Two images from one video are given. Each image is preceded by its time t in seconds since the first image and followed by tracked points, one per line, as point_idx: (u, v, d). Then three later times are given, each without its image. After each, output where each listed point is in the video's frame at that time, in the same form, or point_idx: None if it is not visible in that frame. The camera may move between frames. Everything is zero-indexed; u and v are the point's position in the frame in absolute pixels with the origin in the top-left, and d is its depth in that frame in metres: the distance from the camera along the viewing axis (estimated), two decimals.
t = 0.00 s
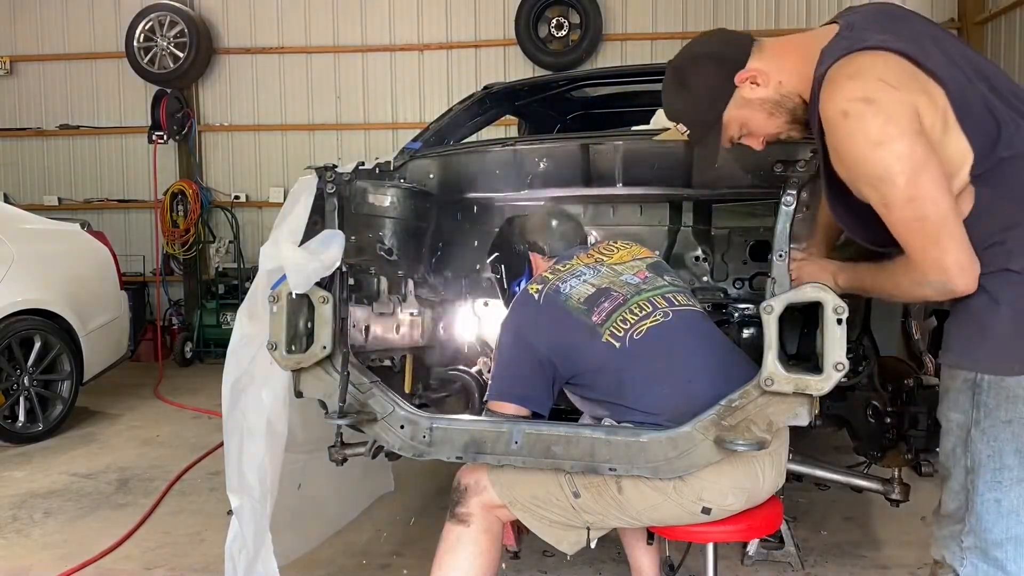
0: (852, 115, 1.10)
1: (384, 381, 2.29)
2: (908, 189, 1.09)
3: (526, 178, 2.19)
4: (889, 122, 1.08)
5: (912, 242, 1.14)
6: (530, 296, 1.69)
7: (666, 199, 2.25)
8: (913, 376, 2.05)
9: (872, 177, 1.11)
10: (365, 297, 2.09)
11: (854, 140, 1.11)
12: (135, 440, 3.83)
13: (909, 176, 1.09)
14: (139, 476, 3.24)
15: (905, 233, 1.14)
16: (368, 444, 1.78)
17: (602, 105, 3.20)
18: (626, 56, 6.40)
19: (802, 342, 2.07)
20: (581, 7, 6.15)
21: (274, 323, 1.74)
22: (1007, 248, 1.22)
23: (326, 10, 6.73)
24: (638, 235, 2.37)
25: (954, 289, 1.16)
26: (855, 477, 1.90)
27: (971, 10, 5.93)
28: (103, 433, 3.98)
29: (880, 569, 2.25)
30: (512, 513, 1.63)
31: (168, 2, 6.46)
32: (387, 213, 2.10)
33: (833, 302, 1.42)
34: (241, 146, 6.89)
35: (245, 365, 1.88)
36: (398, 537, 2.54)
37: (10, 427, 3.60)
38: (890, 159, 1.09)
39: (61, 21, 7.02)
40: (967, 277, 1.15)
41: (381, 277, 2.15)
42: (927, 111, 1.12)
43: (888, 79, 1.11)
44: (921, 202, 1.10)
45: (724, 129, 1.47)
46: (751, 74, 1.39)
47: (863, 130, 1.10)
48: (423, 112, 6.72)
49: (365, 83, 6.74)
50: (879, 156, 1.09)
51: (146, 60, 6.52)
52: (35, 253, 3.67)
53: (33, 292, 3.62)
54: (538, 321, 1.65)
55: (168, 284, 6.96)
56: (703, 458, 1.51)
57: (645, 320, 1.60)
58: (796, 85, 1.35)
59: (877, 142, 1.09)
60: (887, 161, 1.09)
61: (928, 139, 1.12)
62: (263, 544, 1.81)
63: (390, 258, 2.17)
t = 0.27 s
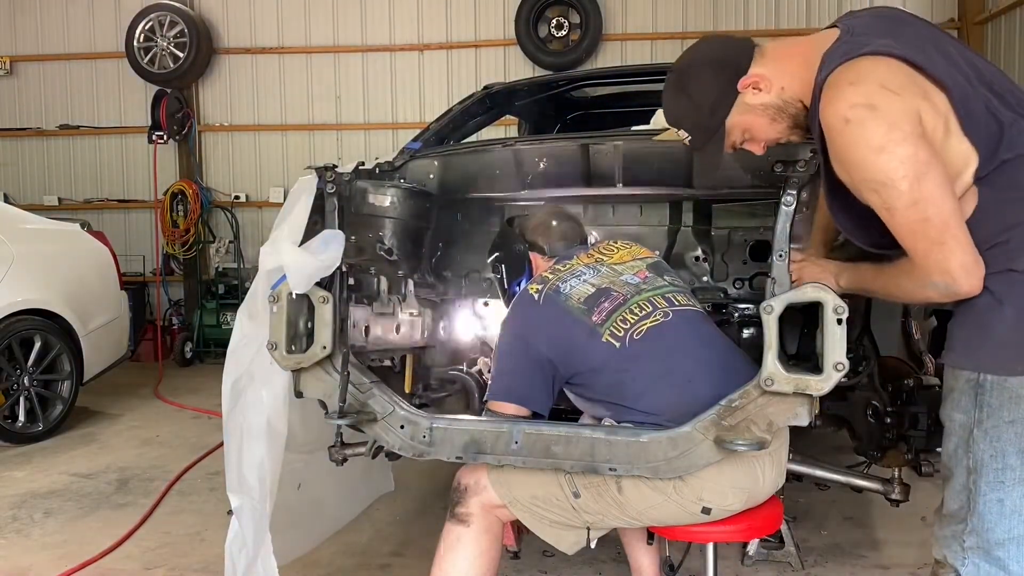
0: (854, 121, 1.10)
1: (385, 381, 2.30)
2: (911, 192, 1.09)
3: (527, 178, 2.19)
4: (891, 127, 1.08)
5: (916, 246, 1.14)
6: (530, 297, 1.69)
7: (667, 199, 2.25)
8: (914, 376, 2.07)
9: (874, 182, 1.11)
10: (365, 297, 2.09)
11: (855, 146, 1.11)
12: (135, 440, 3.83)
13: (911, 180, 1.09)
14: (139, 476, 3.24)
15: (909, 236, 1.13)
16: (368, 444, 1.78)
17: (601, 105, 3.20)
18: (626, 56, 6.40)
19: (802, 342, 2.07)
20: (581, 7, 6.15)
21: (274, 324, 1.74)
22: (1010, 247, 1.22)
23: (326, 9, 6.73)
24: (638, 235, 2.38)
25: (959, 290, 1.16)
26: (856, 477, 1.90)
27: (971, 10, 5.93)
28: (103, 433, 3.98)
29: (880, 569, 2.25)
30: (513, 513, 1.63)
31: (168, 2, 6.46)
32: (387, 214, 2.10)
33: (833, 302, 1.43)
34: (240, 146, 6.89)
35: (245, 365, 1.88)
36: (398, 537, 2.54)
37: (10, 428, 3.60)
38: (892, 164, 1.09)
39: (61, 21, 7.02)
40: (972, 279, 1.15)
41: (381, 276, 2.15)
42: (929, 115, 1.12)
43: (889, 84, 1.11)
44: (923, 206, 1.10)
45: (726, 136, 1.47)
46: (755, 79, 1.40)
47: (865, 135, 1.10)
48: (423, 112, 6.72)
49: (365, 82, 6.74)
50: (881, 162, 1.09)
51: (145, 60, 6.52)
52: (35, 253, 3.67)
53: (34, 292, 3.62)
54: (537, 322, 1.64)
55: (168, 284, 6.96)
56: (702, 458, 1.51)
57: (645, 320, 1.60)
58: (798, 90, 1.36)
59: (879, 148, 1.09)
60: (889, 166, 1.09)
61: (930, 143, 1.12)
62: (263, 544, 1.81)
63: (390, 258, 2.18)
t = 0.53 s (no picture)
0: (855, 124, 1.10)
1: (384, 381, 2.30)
2: (913, 194, 1.09)
3: (527, 179, 2.19)
4: (891, 130, 1.08)
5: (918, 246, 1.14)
6: (530, 296, 1.69)
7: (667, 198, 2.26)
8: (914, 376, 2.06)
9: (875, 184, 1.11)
10: (365, 297, 2.09)
11: (855, 149, 1.11)
12: (135, 440, 3.82)
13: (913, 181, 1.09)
14: (139, 476, 3.24)
15: (910, 237, 1.13)
16: (368, 444, 1.78)
17: (601, 105, 3.20)
18: (626, 56, 6.40)
19: (803, 342, 2.07)
20: (581, 7, 6.14)
21: (274, 324, 1.74)
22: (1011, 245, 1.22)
23: (325, 9, 6.73)
24: (638, 235, 2.37)
25: (962, 291, 1.16)
26: (856, 477, 1.90)
27: (971, 10, 5.92)
28: (103, 433, 3.98)
29: (880, 569, 2.25)
30: (513, 513, 1.63)
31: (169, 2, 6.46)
32: (387, 214, 2.10)
33: (833, 302, 1.42)
34: (240, 146, 6.89)
35: (245, 365, 1.88)
36: (398, 537, 2.54)
37: (10, 428, 3.60)
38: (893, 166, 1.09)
39: (61, 21, 7.02)
40: (975, 279, 1.15)
41: (381, 276, 2.15)
42: (929, 117, 1.12)
43: (888, 87, 1.11)
44: (924, 207, 1.10)
45: (726, 142, 1.46)
46: (752, 87, 1.39)
47: (865, 138, 1.10)
48: (423, 112, 6.72)
49: (365, 82, 6.74)
50: (882, 164, 1.09)
51: (145, 60, 6.52)
52: (34, 253, 3.67)
53: (34, 292, 3.62)
54: (537, 321, 1.64)
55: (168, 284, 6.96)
56: (702, 458, 1.51)
57: (645, 320, 1.60)
58: (796, 95, 1.35)
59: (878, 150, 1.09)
60: (889, 169, 1.09)
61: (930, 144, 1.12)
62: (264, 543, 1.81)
63: (390, 258, 2.18)
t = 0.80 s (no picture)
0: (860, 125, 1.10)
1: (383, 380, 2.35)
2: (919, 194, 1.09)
3: (526, 181, 2.20)
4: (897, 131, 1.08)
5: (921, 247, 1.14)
6: (543, 273, 1.68)
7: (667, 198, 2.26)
8: (914, 376, 2.05)
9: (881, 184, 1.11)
10: (365, 297, 2.03)
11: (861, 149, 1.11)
12: (135, 440, 3.83)
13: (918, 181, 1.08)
14: (140, 476, 3.24)
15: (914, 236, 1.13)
16: (368, 444, 1.78)
17: (601, 105, 3.20)
18: (626, 56, 6.40)
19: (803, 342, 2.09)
20: (581, 7, 6.14)
21: (274, 324, 1.74)
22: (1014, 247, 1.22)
23: (325, 9, 6.73)
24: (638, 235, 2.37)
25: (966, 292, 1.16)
26: (855, 477, 1.90)
27: (971, 10, 5.91)
28: (103, 433, 3.98)
29: (880, 569, 2.25)
30: (497, 509, 1.67)
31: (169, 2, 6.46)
32: (387, 214, 2.11)
33: (833, 302, 1.43)
34: (240, 146, 6.89)
35: (245, 365, 1.88)
36: (398, 538, 2.54)
37: (10, 427, 3.60)
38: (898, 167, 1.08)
39: (61, 21, 7.02)
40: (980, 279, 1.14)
41: (381, 276, 2.10)
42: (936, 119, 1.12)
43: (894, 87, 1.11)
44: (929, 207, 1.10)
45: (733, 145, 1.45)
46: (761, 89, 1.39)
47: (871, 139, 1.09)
48: (423, 112, 6.72)
49: (364, 82, 6.74)
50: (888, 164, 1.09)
51: (146, 60, 6.52)
52: (35, 253, 3.68)
53: (34, 292, 3.63)
54: (553, 297, 1.64)
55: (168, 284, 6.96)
56: (703, 459, 1.50)
57: (662, 316, 1.60)
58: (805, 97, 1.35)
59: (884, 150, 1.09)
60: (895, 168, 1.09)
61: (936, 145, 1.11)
62: (263, 543, 1.81)
63: (390, 258, 2.18)
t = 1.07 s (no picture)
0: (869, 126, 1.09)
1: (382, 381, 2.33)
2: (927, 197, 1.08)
3: (526, 182, 2.19)
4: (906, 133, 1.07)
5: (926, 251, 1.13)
6: (532, 279, 1.70)
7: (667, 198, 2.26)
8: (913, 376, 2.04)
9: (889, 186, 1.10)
10: (366, 298, 2.03)
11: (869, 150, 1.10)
12: (135, 441, 3.82)
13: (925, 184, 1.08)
14: (140, 476, 3.24)
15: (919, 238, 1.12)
16: (368, 444, 1.78)
17: (601, 105, 3.20)
18: (626, 56, 6.40)
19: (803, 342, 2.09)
20: (581, 7, 6.14)
21: (274, 324, 1.74)
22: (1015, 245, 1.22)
23: (326, 9, 6.73)
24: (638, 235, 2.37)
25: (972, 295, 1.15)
26: (855, 477, 1.90)
27: (971, 10, 5.91)
28: (103, 433, 3.98)
29: (880, 569, 2.25)
30: (496, 507, 1.67)
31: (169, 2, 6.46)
32: (387, 214, 2.10)
33: (833, 302, 1.43)
34: (240, 146, 6.89)
35: (245, 365, 1.88)
36: (398, 538, 2.54)
37: (10, 428, 3.60)
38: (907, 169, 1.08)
39: (61, 21, 7.02)
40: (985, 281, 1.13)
41: (381, 277, 2.10)
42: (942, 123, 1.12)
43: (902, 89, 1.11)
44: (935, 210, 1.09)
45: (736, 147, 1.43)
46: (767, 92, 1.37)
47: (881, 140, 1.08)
48: (423, 112, 6.72)
49: (364, 82, 6.74)
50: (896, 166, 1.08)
51: (146, 60, 6.52)
52: (35, 253, 3.68)
53: (34, 292, 3.63)
54: (539, 303, 1.65)
55: (168, 284, 6.96)
56: (702, 458, 1.50)
57: (645, 316, 1.60)
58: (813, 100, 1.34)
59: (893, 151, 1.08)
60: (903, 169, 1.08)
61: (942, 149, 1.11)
62: (263, 543, 1.81)
63: (390, 258, 2.17)
